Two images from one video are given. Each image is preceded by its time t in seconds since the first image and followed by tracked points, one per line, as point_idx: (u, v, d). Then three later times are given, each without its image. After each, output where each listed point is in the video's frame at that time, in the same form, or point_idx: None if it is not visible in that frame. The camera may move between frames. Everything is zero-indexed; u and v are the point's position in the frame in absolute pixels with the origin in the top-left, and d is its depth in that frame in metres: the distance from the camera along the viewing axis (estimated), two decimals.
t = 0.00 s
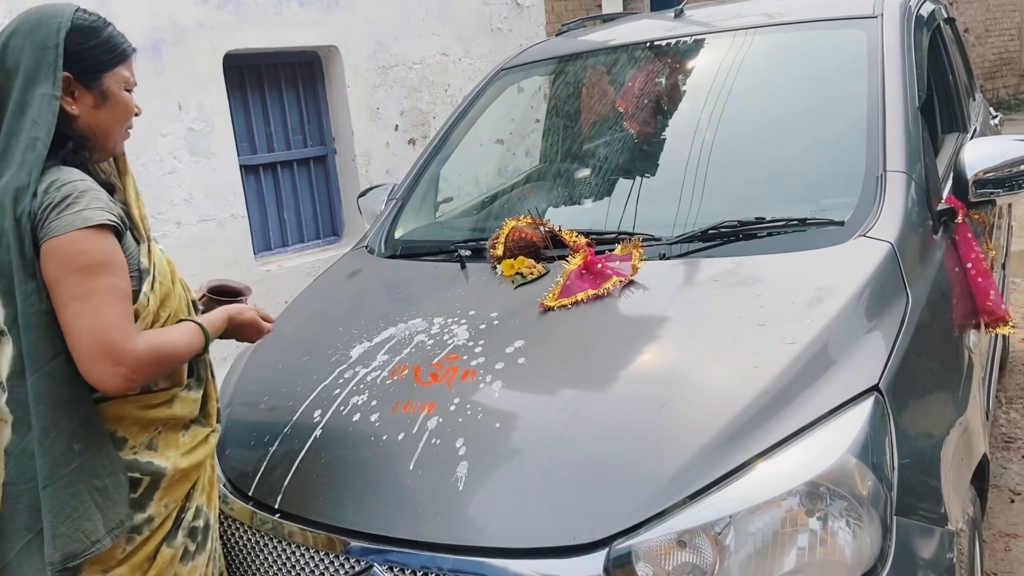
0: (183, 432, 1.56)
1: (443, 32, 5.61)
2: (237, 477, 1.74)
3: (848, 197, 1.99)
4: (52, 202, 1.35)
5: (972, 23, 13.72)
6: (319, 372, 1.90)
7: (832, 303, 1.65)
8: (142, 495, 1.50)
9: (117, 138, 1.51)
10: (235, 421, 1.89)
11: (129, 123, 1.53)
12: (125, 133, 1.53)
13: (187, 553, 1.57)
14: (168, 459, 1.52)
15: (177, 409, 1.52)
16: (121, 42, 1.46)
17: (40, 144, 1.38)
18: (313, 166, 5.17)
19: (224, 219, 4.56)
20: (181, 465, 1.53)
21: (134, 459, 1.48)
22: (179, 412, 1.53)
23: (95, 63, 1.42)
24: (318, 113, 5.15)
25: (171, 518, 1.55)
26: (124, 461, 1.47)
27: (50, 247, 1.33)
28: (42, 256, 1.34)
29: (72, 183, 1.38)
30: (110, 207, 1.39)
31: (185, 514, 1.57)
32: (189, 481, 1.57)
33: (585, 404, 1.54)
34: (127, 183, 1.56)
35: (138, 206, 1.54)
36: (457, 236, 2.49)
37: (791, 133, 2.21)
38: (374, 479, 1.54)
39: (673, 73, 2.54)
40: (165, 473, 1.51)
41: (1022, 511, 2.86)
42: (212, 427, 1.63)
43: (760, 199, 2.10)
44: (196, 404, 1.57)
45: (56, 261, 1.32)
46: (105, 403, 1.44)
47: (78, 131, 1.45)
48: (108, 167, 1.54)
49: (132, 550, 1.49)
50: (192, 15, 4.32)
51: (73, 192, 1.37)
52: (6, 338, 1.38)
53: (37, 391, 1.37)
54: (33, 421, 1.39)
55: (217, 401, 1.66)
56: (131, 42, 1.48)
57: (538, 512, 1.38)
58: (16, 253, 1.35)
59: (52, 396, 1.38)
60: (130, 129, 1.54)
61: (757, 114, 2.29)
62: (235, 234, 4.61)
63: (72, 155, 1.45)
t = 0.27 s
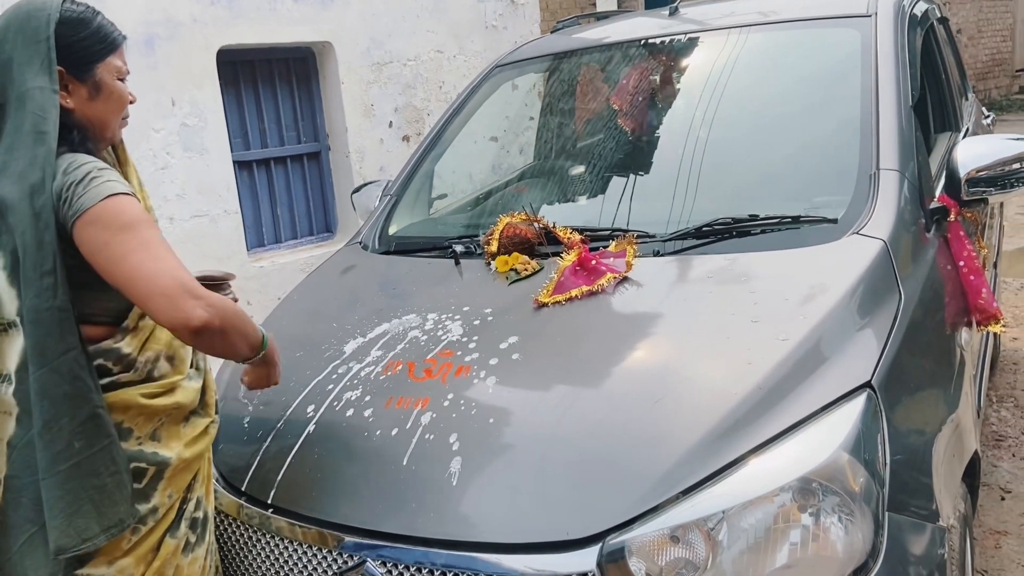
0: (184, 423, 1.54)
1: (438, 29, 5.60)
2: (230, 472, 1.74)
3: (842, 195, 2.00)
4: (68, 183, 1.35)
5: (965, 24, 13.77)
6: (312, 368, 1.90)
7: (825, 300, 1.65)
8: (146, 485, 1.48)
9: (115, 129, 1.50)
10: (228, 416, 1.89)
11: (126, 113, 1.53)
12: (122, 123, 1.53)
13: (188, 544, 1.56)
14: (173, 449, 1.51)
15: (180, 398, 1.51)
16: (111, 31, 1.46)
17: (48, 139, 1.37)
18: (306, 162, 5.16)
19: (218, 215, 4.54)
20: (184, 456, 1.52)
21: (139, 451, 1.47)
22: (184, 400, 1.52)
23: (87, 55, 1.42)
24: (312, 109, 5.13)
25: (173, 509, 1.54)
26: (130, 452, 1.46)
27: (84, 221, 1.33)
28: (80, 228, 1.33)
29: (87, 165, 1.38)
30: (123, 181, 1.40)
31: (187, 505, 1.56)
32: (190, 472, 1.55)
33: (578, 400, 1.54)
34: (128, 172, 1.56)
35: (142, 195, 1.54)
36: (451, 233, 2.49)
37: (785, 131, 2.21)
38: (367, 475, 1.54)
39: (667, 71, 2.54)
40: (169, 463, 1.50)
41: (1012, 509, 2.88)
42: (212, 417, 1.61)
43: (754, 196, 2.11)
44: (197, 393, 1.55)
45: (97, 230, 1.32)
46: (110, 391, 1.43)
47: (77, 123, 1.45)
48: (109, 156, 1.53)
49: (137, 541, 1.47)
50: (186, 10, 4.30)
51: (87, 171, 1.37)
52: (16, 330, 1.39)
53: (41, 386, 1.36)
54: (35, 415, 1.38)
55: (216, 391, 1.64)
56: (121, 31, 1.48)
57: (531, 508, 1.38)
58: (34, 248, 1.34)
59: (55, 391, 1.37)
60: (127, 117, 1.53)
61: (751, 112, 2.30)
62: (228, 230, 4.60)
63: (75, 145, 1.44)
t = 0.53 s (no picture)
0: (176, 421, 1.55)
1: (432, 27, 5.59)
2: (221, 470, 1.73)
3: (834, 195, 2.00)
4: (97, 174, 1.40)
5: (959, 26, 13.82)
6: (305, 365, 1.89)
7: (818, 300, 1.66)
8: (140, 484, 1.47)
9: (112, 122, 1.52)
10: (220, 414, 1.88)
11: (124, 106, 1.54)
12: (121, 115, 1.55)
13: (181, 542, 1.55)
14: (165, 447, 1.51)
15: (173, 394, 1.52)
16: (107, 25, 1.46)
17: (55, 141, 1.37)
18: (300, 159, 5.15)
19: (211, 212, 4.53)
20: (177, 454, 1.52)
21: (134, 450, 1.46)
22: (176, 397, 1.53)
23: (83, 51, 1.42)
24: (306, 107, 5.12)
25: (167, 508, 1.53)
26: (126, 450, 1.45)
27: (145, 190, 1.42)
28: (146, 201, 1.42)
29: (96, 155, 1.41)
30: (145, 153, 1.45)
31: (180, 503, 1.55)
32: (183, 471, 1.55)
33: (570, 399, 1.54)
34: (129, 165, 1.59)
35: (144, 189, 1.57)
36: (445, 231, 2.49)
37: (778, 130, 2.22)
38: (359, 473, 1.53)
39: (661, 70, 2.54)
40: (163, 462, 1.49)
41: (1002, 508, 2.89)
42: (203, 415, 1.62)
43: (747, 195, 2.11)
44: (189, 389, 1.56)
45: (166, 191, 1.43)
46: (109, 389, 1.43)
47: (75, 119, 1.46)
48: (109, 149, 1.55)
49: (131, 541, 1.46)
50: (180, 7, 4.29)
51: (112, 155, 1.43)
52: (16, 335, 1.38)
53: (49, 389, 1.36)
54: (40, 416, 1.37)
55: (206, 389, 1.66)
56: (117, 24, 1.48)
57: (523, 506, 1.38)
58: (54, 250, 1.35)
59: (65, 395, 1.36)
60: (125, 110, 1.55)
61: (745, 111, 2.30)
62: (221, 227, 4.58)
63: (80, 140, 1.47)
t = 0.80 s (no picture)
0: (177, 413, 1.54)
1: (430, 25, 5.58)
2: (218, 468, 1.73)
3: (832, 194, 2.00)
4: (89, 163, 1.38)
5: (955, 27, 13.85)
6: (301, 363, 1.89)
7: (815, 299, 1.66)
8: (143, 476, 1.47)
9: (110, 118, 1.54)
10: (216, 411, 1.88)
11: (121, 102, 1.56)
12: (120, 111, 1.56)
13: (183, 535, 1.55)
14: (168, 439, 1.50)
15: (176, 386, 1.51)
16: (107, 21, 1.47)
17: (53, 134, 1.35)
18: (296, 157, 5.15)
19: (208, 209, 4.52)
20: (180, 446, 1.51)
21: (138, 441, 1.46)
22: (179, 389, 1.52)
23: (83, 46, 1.44)
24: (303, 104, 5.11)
25: (169, 501, 1.53)
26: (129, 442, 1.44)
27: (132, 176, 1.39)
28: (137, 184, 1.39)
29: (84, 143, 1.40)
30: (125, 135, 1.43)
31: (181, 495, 1.55)
32: (184, 463, 1.54)
33: (567, 397, 1.54)
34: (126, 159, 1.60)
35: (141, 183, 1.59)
36: (442, 229, 2.48)
37: (776, 130, 2.22)
38: (356, 471, 1.53)
39: (658, 69, 2.54)
40: (166, 453, 1.49)
41: (997, 508, 2.90)
42: (203, 407, 1.61)
43: (744, 195, 2.11)
44: (191, 381, 1.55)
45: (152, 173, 1.39)
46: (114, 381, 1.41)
47: (74, 113, 1.48)
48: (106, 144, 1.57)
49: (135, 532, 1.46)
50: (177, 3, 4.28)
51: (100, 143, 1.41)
52: (19, 329, 1.36)
53: (54, 382, 1.36)
54: (45, 408, 1.36)
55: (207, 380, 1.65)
56: (116, 21, 1.49)
57: (520, 504, 1.38)
58: (54, 244, 1.35)
59: (70, 387, 1.36)
60: (123, 106, 1.56)
61: (742, 111, 2.30)
62: (218, 224, 4.57)
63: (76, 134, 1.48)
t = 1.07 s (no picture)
0: (171, 414, 1.54)
1: (429, 24, 5.57)
2: (217, 466, 1.72)
3: (832, 194, 2.00)
4: (51, 170, 1.36)
5: (953, 27, 13.86)
6: (301, 362, 1.88)
7: (815, 299, 1.65)
8: (134, 476, 1.47)
9: (105, 116, 1.49)
10: (215, 410, 1.87)
11: (117, 101, 1.52)
12: (114, 110, 1.52)
13: (175, 537, 1.54)
14: (159, 440, 1.50)
15: (168, 389, 1.50)
16: (104, 18, 1.44)
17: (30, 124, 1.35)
18: (295, 156, 5.14)
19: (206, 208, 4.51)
20: (171, 446, 1.51)
21: (127, 440, 1.45)
22: (172, 391, 1.51)
23: (79, 42, 1.40)
24: (302, 103, 5.11)
25: (160, 502, 1.52)
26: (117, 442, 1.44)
27: (72, 196, 1.34)
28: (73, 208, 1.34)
29: (62, 147, 1.38)
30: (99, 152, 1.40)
31: (173, 497, 1.54)
32: (177, 464, 1.54)
33: (567, 397, 1.54)
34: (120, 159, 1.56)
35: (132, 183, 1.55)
36: (441, 228, 2.48)
37: (776, 130, 2.21)
38: (356, 471, 1.53)
39: (659, 69, 2.54)
40: (157, 454, 1.49)
41: (995, 508, 2.90)
42: (199, 410, 1.61)
43: (745, 195, 2.11)
44: (185, 383, 1.55)
45: (84, 200, 1.34)
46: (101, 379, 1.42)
47: (65, 109, 1.44)
48: (99, 143, 1.52)
49: (123, 531, 1.46)
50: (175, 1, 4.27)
51: (68, 151, 1.37)
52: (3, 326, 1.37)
53: (34, 375, 1.36)
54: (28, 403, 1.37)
55: (202, 382, 1.65)
56: (114, 19, 1.46)
57: (520, 504, 1.37)
58: (24, 238, 1.34)
59: (49, 380, 1.36)
60: (118, 105, 1.52)
61: (742, 111, 2.30)
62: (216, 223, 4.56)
63: (59, 133, 1.44)
